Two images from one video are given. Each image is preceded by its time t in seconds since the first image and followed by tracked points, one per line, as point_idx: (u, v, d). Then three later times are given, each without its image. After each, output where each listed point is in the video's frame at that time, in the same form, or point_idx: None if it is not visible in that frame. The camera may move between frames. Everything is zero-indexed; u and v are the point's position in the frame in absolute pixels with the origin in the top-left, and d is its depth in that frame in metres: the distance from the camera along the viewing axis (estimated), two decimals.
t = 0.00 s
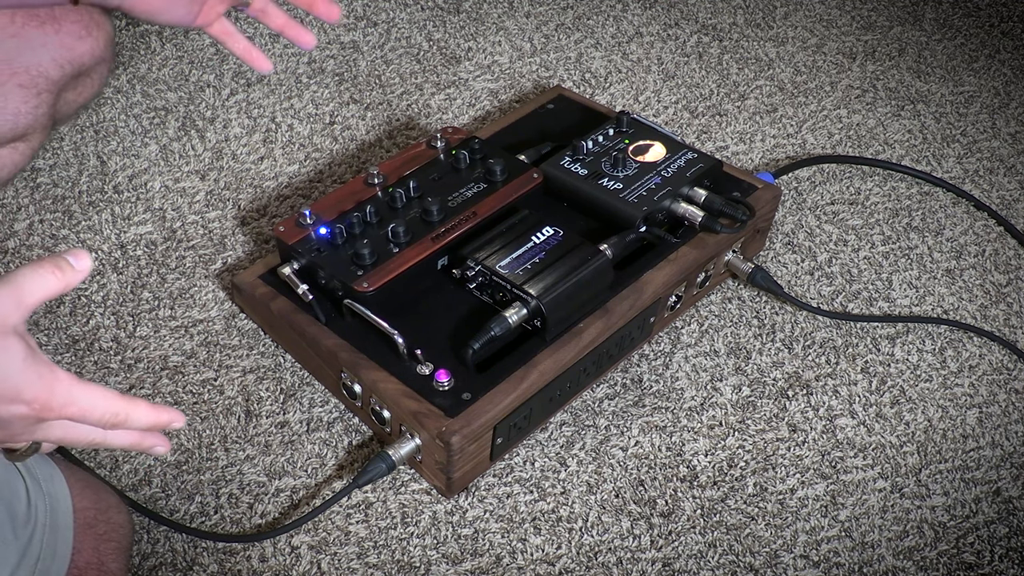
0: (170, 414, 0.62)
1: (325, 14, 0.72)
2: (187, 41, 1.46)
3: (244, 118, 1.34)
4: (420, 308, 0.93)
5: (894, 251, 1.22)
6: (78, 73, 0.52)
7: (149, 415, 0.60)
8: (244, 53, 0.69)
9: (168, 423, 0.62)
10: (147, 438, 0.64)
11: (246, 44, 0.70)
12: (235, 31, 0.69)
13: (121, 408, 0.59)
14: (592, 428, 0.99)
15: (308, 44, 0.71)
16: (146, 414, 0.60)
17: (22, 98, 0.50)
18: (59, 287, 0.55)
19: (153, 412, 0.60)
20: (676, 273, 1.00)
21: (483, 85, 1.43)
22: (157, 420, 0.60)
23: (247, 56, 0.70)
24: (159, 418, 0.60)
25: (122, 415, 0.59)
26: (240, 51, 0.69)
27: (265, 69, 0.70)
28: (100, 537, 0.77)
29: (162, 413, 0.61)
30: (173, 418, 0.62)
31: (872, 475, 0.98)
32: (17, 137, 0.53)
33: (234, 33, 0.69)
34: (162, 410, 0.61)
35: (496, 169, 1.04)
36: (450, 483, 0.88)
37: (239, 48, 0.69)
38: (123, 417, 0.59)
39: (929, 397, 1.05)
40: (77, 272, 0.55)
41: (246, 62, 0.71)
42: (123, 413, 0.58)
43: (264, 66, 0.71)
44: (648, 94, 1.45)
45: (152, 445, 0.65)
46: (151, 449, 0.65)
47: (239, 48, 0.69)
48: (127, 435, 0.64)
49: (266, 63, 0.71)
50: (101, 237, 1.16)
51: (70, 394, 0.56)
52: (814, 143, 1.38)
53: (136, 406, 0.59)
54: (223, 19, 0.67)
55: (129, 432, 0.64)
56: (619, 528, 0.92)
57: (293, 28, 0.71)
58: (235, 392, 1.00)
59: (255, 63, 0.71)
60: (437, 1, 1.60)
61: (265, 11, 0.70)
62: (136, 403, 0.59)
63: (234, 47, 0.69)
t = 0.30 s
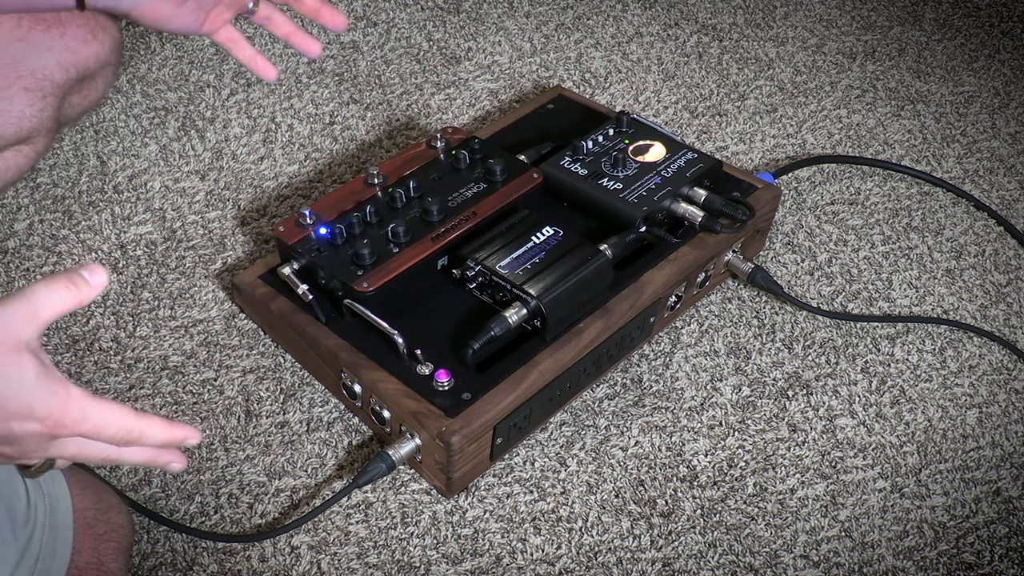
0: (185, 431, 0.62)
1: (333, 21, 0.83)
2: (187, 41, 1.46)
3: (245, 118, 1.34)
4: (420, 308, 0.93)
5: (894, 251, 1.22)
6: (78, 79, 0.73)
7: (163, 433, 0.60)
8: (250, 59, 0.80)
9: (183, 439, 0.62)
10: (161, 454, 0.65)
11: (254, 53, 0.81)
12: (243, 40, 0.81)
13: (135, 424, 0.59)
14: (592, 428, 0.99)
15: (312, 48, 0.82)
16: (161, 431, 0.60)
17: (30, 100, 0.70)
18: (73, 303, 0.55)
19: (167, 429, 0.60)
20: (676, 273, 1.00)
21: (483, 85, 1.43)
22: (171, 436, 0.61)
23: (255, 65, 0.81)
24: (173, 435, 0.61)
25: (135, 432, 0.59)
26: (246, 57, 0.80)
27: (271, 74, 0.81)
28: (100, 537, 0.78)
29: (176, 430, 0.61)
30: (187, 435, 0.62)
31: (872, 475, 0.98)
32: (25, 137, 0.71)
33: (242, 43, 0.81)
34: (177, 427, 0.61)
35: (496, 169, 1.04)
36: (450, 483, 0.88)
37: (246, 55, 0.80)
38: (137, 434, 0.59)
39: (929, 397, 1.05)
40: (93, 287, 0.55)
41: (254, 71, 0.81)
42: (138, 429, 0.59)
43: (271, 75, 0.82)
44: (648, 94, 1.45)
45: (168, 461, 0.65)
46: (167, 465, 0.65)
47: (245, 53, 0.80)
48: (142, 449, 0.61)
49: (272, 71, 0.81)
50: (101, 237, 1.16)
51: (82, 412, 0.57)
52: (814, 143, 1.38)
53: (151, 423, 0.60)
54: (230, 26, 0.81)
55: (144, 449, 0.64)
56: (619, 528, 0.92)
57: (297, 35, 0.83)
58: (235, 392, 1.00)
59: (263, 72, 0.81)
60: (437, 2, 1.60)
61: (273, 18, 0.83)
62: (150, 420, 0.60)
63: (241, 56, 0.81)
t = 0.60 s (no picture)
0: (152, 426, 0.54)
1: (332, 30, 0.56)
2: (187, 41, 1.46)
3: (245, 118, 1.34)
4: (420, 308, 0.93)
5: (894, 251, 1.22)
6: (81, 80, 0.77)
7: (130, 427, 0.52)
8: (250, 67, 0.55)
9: (151, 435, 0.54)
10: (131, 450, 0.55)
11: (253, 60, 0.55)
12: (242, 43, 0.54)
13: (100, 419, 0.51)
14: (592, 428, 0.99)
15: (314, 61, 0.57)
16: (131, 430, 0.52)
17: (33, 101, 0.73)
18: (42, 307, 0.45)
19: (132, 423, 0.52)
20: (676, 273, 1.00)
21: (483, 85, 1.43)
22: (137, 431, 0.52)
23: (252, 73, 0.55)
24: (139, 429, 0.52)
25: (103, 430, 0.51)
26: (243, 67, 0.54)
27: (275, 83, 0.54)
28: (101, 535, 0.78)
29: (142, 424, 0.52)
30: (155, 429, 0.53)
31: (872, 475, 0.98)
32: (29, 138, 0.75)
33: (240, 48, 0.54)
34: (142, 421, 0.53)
35: (496, 169, 1.04)
36: (450, 483, 0.88)
37: (244, 64, 0.55)
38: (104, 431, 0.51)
39: (929, 397, 1.05)
40: (59, 290, 0.46)
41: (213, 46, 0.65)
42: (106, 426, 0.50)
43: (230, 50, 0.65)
44: (647, 94, 1.45)
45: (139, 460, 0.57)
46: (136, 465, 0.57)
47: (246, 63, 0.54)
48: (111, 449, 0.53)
49: (276, 77, 0.55)
50: (101, 236, 1.16)
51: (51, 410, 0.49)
52: (814, 143, 1.38)
53: (118, 418, 0.51)
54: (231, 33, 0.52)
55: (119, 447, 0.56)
56: (619, 528, 0.92)
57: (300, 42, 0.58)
58: (235, 393, 1.00)
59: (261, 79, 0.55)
60: (437, 2, 1.60)
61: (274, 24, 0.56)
62: (118, 416, 0.51)
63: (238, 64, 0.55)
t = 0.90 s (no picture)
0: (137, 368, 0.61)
1: (337, 48, 0.83)
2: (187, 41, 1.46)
3: (245, 118, 1.34)
4: (420, 309, 0.93)
5: (894, 251, 1.22)
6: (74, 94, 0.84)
7: (116, 372, 0.59)
8: (251, 79, 0.81)
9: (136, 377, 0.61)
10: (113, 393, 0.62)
11: (253, 72, 0.82)
12: (244, 58, 0.81)
13: (90, 365, 0.58)
14: (592, 428, 0.99)
15: (317, 76, 0.82)
16: (111, 373, 0.59)
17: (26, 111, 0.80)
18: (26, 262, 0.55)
19: (118, 368, 0.59)
20: (676, 273, 1.00)
21: (483, 85, 1.43)
22: (123, 376, 0.59)
23: (254, 83, 0.82)
24: (125, 373, 0.59)
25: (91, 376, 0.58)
26: (246, 77, 0.81)
27: (270, 94, 0.81)
28: (102, 533, 0.77)
29: (126, 368, 0.60)
30: (139, 371, 0.60)
31: (872, 475, 0.98)
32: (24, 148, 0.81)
33: (243, 61, 0.81)
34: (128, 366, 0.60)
35: (496, 169, 1.04)
36: (450, 483, 0.88)
37: (246, 74, 0.81)
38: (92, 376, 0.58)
39: (929, 397, 1.05)
40: (41, 245, 0.56)
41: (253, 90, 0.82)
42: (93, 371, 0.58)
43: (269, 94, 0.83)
44: (648, 94, 1.45)
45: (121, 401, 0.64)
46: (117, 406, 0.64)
47: (246, 73, 0.81)
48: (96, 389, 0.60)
49: (272, 90, 0.82)
50: (101, 236, 1.16)
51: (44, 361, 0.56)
52: (814, 143, 1.38)
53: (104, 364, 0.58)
54: (231, 47, 0.79)
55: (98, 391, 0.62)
56: (619, 528, 0.92)
57: (300, 59, 0.83)
58: (235, 393, 1.00)
59: (262, 90, 0.82)
60: (437, 2, 1.60)
61: (275, 41, 0.83)
62: (104, 362, 0.59)
63: (242, 74, 0.81)
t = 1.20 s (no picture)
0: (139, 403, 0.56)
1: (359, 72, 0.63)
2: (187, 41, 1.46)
3: (245, 118, 1.34)
4: (420, 309, 0.93)
5: (894, 251, 1.22)
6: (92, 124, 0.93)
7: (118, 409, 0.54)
8: (272, 103, 0.62)
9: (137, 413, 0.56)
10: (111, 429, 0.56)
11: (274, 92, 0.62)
12: (267, 77, 0.60)
13: (90, 400, 0.53)
14: (592, 428, 0.99)
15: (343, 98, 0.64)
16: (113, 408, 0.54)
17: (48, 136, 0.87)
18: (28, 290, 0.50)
19: (121, 404, 0.54)
20: (676, 273, 1.00)
21: (483, 85, 1.43)
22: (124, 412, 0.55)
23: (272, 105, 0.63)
24: (128, 410, 0.55)
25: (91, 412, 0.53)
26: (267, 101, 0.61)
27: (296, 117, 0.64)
28: (101, 533, 0.77)
29: (129, 404, 0.55)
30: (141, 407, 0.55)
31: (872, 475, 0.98)
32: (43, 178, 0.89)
33: (264, 80, 0.60)
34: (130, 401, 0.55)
35: (496, 169, 1.04)
36: (450, 483, 0.88)
37: (267, 96, 0.61)
38: (92, 412, 0.53)
39: (929, 397, 1.05)
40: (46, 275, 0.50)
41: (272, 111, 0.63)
42: (94, 407, 0.53)
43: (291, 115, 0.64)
44: (648, 94, 1.45)
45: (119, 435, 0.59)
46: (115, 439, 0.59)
47: (269, 97, 0.61)
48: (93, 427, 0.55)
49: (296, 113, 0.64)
50: (101, 237, 1.16)
51: (43, 396, 0.52)
52: (814, 143, 1.38)
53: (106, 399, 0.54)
54: (256, 66, 0.58)
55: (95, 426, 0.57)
56: (619, 528, 0.91)
57: (324, 81, 0.63)
58: (235, 393, 1.00)
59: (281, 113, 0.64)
60: (437, 2, 1.60)
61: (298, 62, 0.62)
62: (106, 397, 0.54)
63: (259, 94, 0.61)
